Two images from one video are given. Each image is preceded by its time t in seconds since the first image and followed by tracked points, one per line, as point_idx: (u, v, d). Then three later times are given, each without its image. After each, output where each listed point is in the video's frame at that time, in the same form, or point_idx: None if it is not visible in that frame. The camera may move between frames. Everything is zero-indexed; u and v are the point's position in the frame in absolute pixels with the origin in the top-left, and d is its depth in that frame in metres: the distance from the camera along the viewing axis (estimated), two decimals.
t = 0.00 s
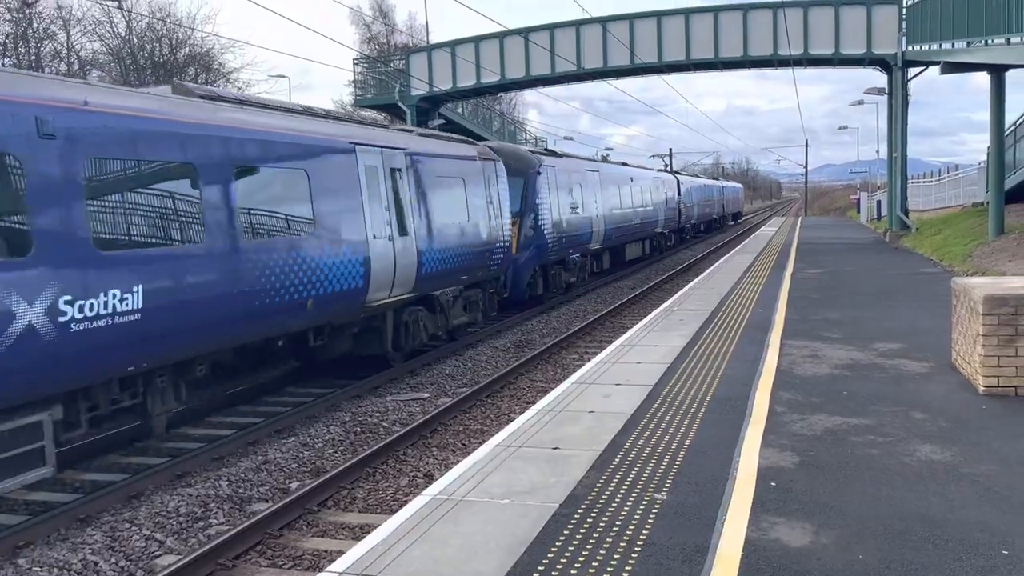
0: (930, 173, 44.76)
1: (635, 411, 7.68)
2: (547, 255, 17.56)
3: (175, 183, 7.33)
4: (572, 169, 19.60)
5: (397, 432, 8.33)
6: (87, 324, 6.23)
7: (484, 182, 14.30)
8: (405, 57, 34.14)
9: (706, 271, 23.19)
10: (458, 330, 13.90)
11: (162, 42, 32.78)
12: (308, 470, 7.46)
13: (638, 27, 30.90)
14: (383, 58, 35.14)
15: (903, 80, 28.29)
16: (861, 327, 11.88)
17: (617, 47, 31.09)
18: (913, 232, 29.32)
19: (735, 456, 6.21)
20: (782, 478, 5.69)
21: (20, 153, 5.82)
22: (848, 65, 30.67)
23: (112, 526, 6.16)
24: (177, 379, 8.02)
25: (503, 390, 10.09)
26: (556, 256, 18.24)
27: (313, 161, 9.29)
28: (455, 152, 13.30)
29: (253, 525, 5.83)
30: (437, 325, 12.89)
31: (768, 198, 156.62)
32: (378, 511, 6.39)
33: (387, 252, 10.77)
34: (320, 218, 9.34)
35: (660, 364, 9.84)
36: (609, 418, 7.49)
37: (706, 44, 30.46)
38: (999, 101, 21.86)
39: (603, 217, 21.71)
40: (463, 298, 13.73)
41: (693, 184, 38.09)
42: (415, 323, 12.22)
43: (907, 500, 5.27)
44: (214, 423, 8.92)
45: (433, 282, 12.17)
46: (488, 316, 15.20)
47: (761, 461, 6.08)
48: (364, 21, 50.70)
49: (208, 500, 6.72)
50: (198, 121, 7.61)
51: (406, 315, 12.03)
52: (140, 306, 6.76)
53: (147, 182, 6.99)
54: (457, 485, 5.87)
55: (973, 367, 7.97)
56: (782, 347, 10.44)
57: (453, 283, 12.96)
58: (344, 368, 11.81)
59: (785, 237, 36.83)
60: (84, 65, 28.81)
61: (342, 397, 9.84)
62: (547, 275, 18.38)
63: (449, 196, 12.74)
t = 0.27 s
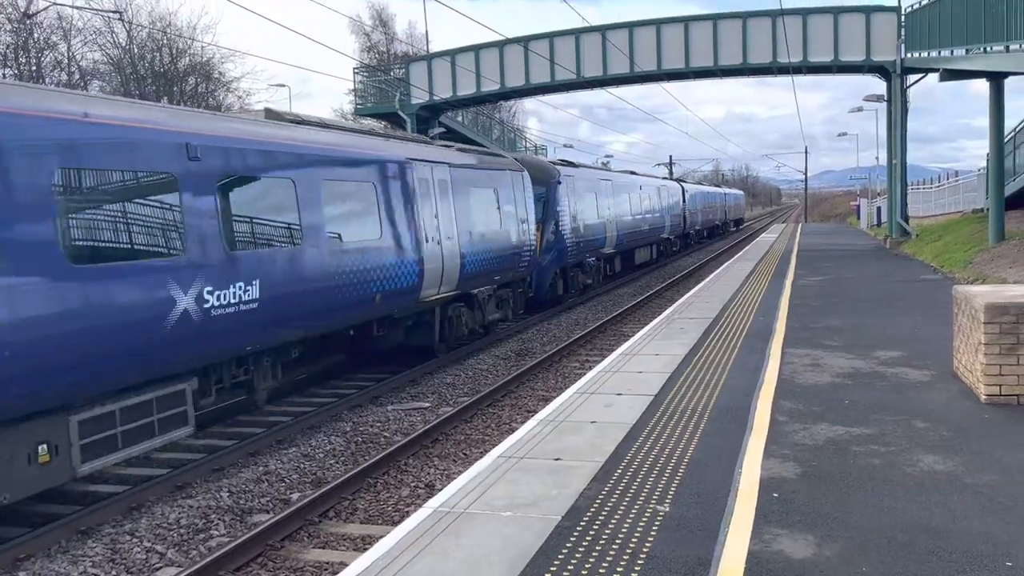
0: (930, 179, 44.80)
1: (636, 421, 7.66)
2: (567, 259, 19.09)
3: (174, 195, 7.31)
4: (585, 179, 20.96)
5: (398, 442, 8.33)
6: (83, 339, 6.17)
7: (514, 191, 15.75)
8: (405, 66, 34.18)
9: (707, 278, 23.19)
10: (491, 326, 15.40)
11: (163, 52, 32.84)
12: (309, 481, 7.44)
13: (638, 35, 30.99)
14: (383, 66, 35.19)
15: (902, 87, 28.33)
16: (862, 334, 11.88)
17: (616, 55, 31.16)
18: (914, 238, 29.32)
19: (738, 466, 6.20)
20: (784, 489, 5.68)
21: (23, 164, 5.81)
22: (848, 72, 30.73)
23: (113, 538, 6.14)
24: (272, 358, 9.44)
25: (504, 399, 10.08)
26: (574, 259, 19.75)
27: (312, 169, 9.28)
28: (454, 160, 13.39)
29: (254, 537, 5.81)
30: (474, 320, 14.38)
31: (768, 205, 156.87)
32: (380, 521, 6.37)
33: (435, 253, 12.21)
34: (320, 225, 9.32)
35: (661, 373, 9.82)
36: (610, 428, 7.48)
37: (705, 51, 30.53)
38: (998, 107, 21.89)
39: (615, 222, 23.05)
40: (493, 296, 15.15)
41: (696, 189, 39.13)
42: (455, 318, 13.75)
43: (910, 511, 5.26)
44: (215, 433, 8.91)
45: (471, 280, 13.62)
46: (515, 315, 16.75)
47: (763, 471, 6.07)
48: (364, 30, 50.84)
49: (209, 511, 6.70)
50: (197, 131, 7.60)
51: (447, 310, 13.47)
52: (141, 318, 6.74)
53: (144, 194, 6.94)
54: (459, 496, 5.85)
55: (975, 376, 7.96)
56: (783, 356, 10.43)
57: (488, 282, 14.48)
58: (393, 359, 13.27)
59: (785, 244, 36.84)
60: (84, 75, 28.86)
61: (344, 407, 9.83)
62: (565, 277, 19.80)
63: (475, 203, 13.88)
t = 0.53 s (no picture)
0: (935, 186, 44.74)
1: (643, 431, 7.65)
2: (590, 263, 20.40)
3: (179, 206, 7.33)
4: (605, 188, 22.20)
5: (405, 451, 8.32)
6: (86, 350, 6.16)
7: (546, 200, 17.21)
8: (410, 75, 34.28)
9: (713, 286, 23.16)
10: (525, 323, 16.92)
11: (169, 63, 33.01)
12: (316, 491, 7.45)
13: (642, 43, 31.05)
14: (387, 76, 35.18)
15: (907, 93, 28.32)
16: (869, 342, 11.85)
17: (621, 64, 31.22)
18: (920, 245, 29.24)
19: (746, 476, 6.18)
20: (793, 499, 5.66)
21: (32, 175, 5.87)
22: (852, 79, 30.75)
23: (121, 549, 6.15)
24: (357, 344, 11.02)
25: (510, 408, 10.07)
26: (596, 263, 21.06)
27: (316, 179, 9.30)
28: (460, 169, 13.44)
29: (262, 548, 5.81)
30: (512, 317, 15.90)
31: (773, 212, 156.82)
32: (387, 532, 6.37)
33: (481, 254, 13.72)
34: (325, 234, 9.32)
35: (668, 382, 9.79)
36: (617, 438, 7.47)
37: (710, 59, 30.58)
38: (1004, 114, 21.86)
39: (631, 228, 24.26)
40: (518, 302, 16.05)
41: (703, 196, 39.65)
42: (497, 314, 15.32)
43: (920, 520, 5.23)
44: (222, 443, 8.92)
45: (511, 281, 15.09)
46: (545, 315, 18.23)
47: (771, 481, 6.05)
48: (369, 40, 51.08)
49: (217, 522, 6.70)
50: (202, 143, 7.63)
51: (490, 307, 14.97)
52: (146, 330, 6.75)
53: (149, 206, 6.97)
54: (467, 507, 5.85)
55: (984, 384, 7.93)
56: (790, 364, 10.41)
57: (523, 283, 16.00)
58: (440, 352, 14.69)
59: (791, 251, 36.77)
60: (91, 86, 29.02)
61: (350, 417, 9.84)
62: (588, 280, 21.15)
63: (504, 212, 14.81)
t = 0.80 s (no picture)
0: (945, 192, 44.59)
1: (654, 439, 7.65)
2: (613, 266, 21.65)
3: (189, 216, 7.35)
4: (627, 196, 23.37)
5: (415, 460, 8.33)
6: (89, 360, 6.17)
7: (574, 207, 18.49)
8: (418, 85, 34.39)
9: (722, 294, 23.12)
10: (557, 321, 18.33)
11: (179, 74, 33.23)
12: (327, 500, 7.47)
13: (649, 51, 31.10)
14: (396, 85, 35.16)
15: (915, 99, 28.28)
16: (880, 349, 11.81)
17: (628, 72, 31.28)
18: (931, 251, 29.13)
19: (757, 484, 6.16)
20: (805, 507, 5.65)
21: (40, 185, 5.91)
22: (861, 85, 30.70)
23: (133, 559, 6.17)
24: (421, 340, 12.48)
25: (520, 417, 10.06)
26: (620, 267, 22.33)
27: (325, 188, 9.33)
28: (468, 178, 13.47)
29: (273, 558, 5.83)
30: (547, 315, 17.34)
31: (782, 219, 156.54)
32: (398, 541, 6.37)
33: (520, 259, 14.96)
34: (334, 244, 9.35)
35: (678, 390, 9.77)
36: (628, 446, 7.47)
37: (718, 66, 30.60)
38: (1014, 120, 21.79)
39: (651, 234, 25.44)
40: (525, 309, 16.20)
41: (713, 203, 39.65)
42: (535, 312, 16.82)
43: (933, 529, 5.21)
44: (234, 452, 8.95)
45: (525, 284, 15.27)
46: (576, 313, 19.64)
47: (783, 489, 6.03)
48: (378, 50, 51.33)
49: (229, 532, 6.73)
50: (212, 154, 7.67)
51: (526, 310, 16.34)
52: (156, 341, 6.77)
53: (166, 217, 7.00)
54: (479, 516, 5.86)
55: (996, 391, 7.90)
56: (801, 372, 10.37)
57: (557, 284, 17.41)
58: (486, 347, 16.13)
59: (800, 258, 36.67)
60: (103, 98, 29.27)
61: (360, 426, 9.86)
62: (612, 282, 22.44)
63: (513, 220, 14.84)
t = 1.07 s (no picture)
0: (959, 194, 44.30)
1: (668, 443, 7.62)
2: (640, 267, 22.98)
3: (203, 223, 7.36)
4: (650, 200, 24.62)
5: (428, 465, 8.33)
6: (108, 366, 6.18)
7: (603, 210, 19.51)
8: (430, 90, 34.47)
9: (735, 297, 23.03)
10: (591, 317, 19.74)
11: (192, 82, 33.43)
12: (341, 505, 7.47)
13: (660, 55, 31.07)
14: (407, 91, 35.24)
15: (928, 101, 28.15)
16: (895, 352, 11.74)
17: (639, 76, 31.26)
18: (946, 254, 28.96)
19: (772, 489, 6.13)
20: (822, 512, 5.61)
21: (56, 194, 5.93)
22: (873, 87, 30.57)
23: (148, 564, 6.19)
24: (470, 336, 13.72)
25: (533, 422, 10.04)
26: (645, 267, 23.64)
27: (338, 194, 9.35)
28: (479, 183, 13.47)
29: (287, 563, 5.83)
30: (583, 311, 18.78)
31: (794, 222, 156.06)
32: (412, 546, 6.36)
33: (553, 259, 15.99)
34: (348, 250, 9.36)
35: (692, 395, 9.73)
36: (642, 451, 7.44)
37: (729, 69, 30.54)
38: None
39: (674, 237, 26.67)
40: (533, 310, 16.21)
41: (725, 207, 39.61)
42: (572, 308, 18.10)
43: (953, 534, 5.15)
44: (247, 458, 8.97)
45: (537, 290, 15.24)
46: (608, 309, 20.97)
47: (799, 494, 6.00)
48: (389, 57, 51.58)
49: (243, 537, 6.74)
50: (221, 160, 7.64)
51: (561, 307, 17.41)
52: (175, 349, 6.78)
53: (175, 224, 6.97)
54: (494, 521, 5.84)
55: (1014, 394, 7.83)
56: (816, 375, 10.32)
57: (592, 283, 18.88)
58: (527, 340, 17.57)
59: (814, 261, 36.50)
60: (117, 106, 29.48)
61: (373, 431, 9.87)
62: (638, 281, 23.77)
63: (525, 225, 14.89)
